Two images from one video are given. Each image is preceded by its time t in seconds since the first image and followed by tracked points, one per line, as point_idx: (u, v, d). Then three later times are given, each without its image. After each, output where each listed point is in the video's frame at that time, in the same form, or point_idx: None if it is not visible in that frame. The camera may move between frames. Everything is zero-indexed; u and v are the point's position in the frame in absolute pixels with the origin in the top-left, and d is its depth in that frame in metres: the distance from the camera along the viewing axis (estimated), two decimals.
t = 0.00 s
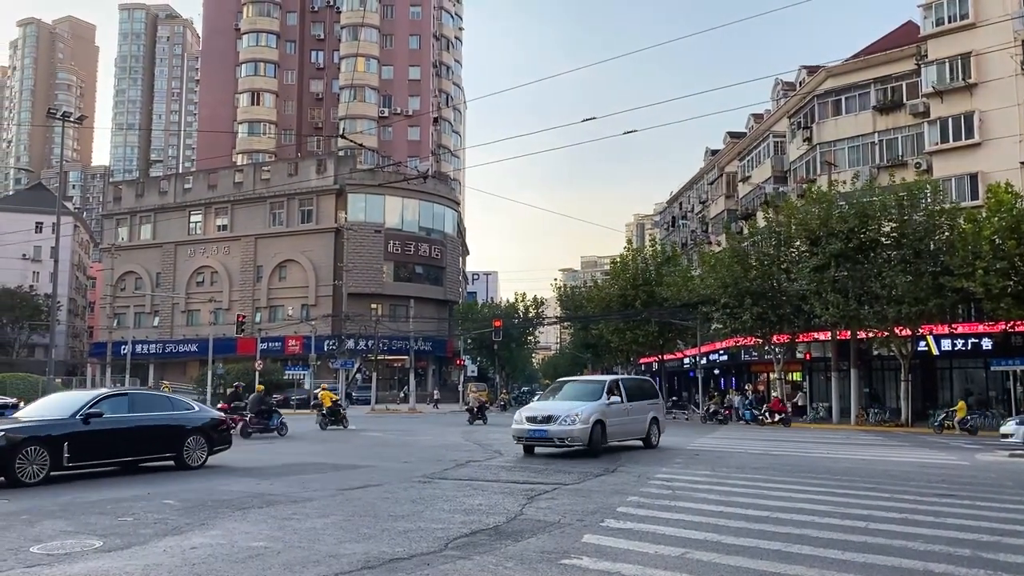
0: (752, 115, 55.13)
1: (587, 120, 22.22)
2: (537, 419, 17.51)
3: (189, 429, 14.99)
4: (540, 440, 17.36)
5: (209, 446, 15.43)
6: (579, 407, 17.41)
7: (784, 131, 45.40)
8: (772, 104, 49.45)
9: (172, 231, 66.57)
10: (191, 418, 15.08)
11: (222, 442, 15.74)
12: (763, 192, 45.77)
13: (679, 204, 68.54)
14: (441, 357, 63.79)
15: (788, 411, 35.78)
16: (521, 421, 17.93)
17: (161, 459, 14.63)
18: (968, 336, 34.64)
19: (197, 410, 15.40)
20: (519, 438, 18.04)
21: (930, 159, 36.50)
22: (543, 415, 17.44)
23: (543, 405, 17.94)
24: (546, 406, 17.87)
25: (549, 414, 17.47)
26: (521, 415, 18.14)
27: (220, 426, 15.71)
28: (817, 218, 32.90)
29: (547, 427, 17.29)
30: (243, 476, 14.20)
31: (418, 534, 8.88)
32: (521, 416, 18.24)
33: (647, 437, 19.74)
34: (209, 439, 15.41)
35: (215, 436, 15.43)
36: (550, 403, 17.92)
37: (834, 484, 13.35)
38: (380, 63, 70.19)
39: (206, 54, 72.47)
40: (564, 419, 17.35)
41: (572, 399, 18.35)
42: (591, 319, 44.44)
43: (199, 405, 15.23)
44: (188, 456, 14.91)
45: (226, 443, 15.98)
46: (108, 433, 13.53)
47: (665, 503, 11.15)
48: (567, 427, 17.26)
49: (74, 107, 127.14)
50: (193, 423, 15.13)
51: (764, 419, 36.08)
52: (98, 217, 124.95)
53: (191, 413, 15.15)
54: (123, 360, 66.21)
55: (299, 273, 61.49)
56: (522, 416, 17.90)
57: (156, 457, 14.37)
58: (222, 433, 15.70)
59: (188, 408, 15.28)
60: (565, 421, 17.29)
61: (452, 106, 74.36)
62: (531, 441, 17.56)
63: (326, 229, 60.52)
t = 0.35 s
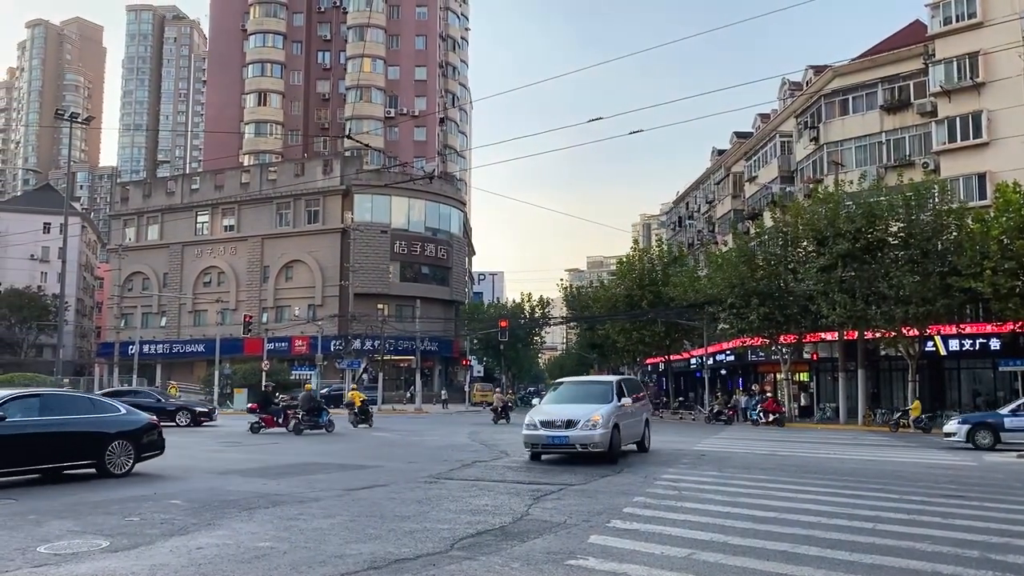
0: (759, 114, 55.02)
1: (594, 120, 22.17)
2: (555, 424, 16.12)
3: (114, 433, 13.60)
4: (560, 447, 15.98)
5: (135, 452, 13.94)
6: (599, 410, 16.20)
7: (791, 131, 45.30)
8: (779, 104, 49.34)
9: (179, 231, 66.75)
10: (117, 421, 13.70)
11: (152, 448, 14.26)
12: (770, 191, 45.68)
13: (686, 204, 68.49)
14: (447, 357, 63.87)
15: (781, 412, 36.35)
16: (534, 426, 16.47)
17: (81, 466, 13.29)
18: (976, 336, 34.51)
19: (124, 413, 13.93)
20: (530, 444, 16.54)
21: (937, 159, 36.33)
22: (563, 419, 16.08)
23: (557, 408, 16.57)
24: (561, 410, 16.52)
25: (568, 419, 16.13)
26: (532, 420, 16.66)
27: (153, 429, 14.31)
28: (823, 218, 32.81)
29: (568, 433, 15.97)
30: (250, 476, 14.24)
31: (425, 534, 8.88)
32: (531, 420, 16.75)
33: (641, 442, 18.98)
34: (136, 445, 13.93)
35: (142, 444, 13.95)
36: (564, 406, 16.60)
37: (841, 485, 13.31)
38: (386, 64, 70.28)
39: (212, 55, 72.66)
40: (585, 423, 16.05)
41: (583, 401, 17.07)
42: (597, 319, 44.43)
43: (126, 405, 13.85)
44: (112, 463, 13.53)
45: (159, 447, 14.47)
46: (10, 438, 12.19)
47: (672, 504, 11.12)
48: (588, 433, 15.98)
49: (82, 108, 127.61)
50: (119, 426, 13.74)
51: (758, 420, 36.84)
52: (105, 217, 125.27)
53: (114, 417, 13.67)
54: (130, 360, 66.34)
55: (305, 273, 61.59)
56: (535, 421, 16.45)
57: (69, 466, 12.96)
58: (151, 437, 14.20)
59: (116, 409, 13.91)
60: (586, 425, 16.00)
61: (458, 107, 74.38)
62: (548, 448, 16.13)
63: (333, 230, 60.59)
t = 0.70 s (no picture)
0: (764, 114, 54.93)
1: (598, 119, 22.15)
2: (595, 428, 14.39)
3: (8, 441, 12.19)
4: (602, 454, 14.27)
5: (38, 462, 12.53)
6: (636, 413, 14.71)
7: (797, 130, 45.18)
8: (785, 103, 49.24)
9: (184, 231, 66.89)
10: (13, 427, 12.29)
11: (60, 456, 12.82)
12: (775, 191, 45.58)
13: (691, 203, 68.34)
14: (452, 357, 63.94)
15: (779, 411, 36.44)
16: (565, 431, 14.64)
17: None
18: (982, 336, 34.42)
19: (26, 418, 12.57)
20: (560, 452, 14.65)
21: (943, 158, 36.24)
22: (605, 423, 14.40)
23: (588, 411, 14.85)
24: (593, 412, 14.82)
25: (610, 423, 14.47)
26: (560, 424, 14.80)
27: (59, 437, 12.84)
28: (828, 217, 32.69)
29: (611, 439, 14.32)
30: (256, 475, 14.24)
31: (430, 534, 8.89)
32: (557, 425, 14.88)
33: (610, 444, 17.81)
34: (38, 455, 12.52)
35: (44, 451, 12.52)
36: (595, 409, 14.92)
37: (846, 485, 13.29)
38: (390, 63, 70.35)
39: (218, 55, 72.80)
40: (627, 427, 14.49)
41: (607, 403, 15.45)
42: (602, 319, 44.37)
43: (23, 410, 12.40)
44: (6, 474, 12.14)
45: (70, 456, 13.02)
46: None
47: (676, 505, 11.10)
48: (632, 437, 14.43)
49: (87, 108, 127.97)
50: (17, 433, 12.32)
51: (755, 418, 36.98)
52: (111, 217, 125.50)
53: (10, 423, 12.28)
54: (136, 360, 66.50)
55: (311, 272, 61.67)
56: (567, 425, 14.61)
57: None
58: (60, 445, 12.79)
59: (15, 414, 12.47)
60: (630, 430, 14.43)
61: (463, 106, 74.39)
62: (588, 455, 14.36)
63: (338, 229, 60.64)
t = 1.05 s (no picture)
0: (768, 112, 54.82)
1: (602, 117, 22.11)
2: (659, 434, 13.07)
3: None
4: (670, 462, 12.98)
5: None
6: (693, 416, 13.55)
7: (801, 129, 45.08)
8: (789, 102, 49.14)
9: (188, 230, 66.99)
10: None
11: None
12: (779, 190, 45.48)
13: (695, 202, 68.25)
14: (456, 356, 63.99)
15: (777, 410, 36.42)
16: (625, 440, 13.15)
17: None
18: (987, 335, 34.35)
19: None
20: (618, 462, 13.16)
21: (948, 157, 36.12)
22: (670, 429, 13.12)
23: (642, 416, 13.47)
24: (648, 416, 13.48)
25: (674, 427, 13.19)
26: (617, 433, 13.29)
27: None
28: (833, 216, 32.52)
29: (679, 445, 13.04)
30: (260, 474, 14.24)
31: (433, 533, 8.89)
32: (612, 433, 13.35)
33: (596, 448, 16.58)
34: None
35: None
36: (649, 412, 13.59)
37: (851, 484, 13.27)
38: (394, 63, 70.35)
39: (222, 54, 72.89)
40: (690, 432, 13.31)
41: (648, 406, 14.11)
42: (606, 318, 44.27)
43: None
44: None
45: None
46: None
47: (681, 504, 11.07)
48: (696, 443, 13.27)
49: (91, 107, 128.25)
50: None
51: (754, 418, 36.97)
52: (115, 216, 125.74)
53: None
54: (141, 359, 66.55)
55: (315, 271, 61.72)
56: (628, 433, 13.15)
57: None
58: None
59: None
60: (693, 435, 13.25)
61: (466, 105, 74.38)
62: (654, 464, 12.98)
63: (342, 228, 60.68)
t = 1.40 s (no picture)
0: (771, 111, 54.80)
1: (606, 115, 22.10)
2: (757, 441, 11.80)
3: None
4: (769, 471, 11.71)
5: None
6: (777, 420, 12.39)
7: (804, 127, 45.00)
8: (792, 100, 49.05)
9: (192, 229, 67.04)
10: None
11: None
12: (782, 188, 45.40)
13: (698, 200, 68.16)
14: (458, 354, 64.02)
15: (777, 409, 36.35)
16: (720, 446, 11.74)
17: None
18: (990, 334, 34.20)
19: None
20: (711, 471, 11.72)
21: (951, 155, 36.04)
22: (768, 435, 11.86)
23: (731, 420, 12.13)
24: (737, 419, 12.14)
25: (770, 433, 11.94)
26: (707, 438, 11.85)
27: None
28: (835, 214, 32.32)
29: (777, 453, 11.80)
30: (264, 472, 14.26)
31: (436, 531, 8.90)
32: (701, 438, 11.90)
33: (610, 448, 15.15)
34: None
35: None
36: (734, 417, 12.27)
37: (852, 483, 13.28)
38: (397, 61, 70.37)
39: (225, 53, 72.93)
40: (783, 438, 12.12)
41: (723, 408, 12.81)
42: (609, 317, 44.18)
43: None
44: None
45: None
46: None
47: (683, 502, 11.08)
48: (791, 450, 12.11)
49: (94, 106, 128.41)
50: None
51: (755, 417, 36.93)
52: (119, 214, 125.93)
53: None
54: (144, 357, 66.67)
55: (318, 270, 61.79)
56: (724, 438, 11.75)
57: None
58: None
59: None
60: (788, 441, 12.07)
61: (469, 103, 74.36)
62: (753, 473, 11.66)
63: (345, 227, 60.74)
